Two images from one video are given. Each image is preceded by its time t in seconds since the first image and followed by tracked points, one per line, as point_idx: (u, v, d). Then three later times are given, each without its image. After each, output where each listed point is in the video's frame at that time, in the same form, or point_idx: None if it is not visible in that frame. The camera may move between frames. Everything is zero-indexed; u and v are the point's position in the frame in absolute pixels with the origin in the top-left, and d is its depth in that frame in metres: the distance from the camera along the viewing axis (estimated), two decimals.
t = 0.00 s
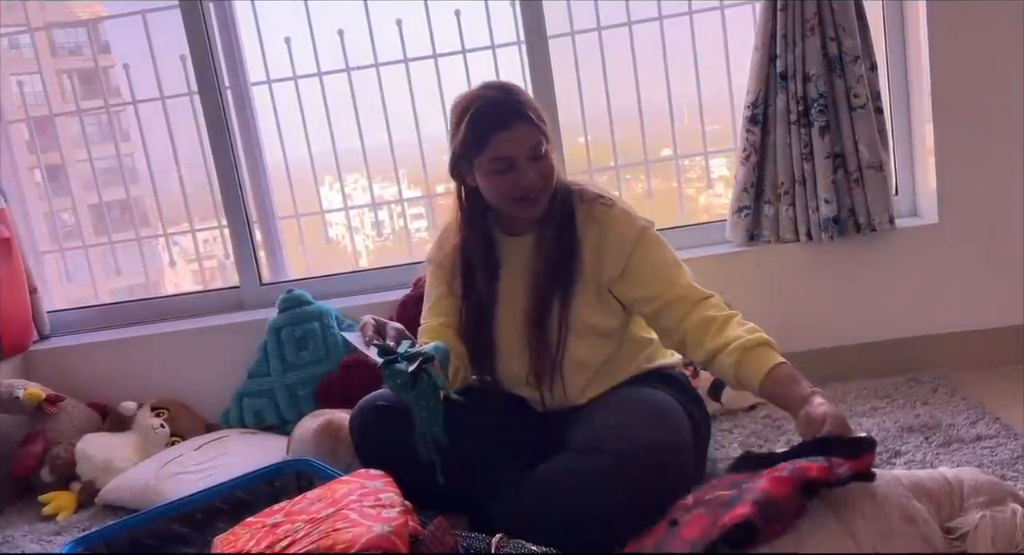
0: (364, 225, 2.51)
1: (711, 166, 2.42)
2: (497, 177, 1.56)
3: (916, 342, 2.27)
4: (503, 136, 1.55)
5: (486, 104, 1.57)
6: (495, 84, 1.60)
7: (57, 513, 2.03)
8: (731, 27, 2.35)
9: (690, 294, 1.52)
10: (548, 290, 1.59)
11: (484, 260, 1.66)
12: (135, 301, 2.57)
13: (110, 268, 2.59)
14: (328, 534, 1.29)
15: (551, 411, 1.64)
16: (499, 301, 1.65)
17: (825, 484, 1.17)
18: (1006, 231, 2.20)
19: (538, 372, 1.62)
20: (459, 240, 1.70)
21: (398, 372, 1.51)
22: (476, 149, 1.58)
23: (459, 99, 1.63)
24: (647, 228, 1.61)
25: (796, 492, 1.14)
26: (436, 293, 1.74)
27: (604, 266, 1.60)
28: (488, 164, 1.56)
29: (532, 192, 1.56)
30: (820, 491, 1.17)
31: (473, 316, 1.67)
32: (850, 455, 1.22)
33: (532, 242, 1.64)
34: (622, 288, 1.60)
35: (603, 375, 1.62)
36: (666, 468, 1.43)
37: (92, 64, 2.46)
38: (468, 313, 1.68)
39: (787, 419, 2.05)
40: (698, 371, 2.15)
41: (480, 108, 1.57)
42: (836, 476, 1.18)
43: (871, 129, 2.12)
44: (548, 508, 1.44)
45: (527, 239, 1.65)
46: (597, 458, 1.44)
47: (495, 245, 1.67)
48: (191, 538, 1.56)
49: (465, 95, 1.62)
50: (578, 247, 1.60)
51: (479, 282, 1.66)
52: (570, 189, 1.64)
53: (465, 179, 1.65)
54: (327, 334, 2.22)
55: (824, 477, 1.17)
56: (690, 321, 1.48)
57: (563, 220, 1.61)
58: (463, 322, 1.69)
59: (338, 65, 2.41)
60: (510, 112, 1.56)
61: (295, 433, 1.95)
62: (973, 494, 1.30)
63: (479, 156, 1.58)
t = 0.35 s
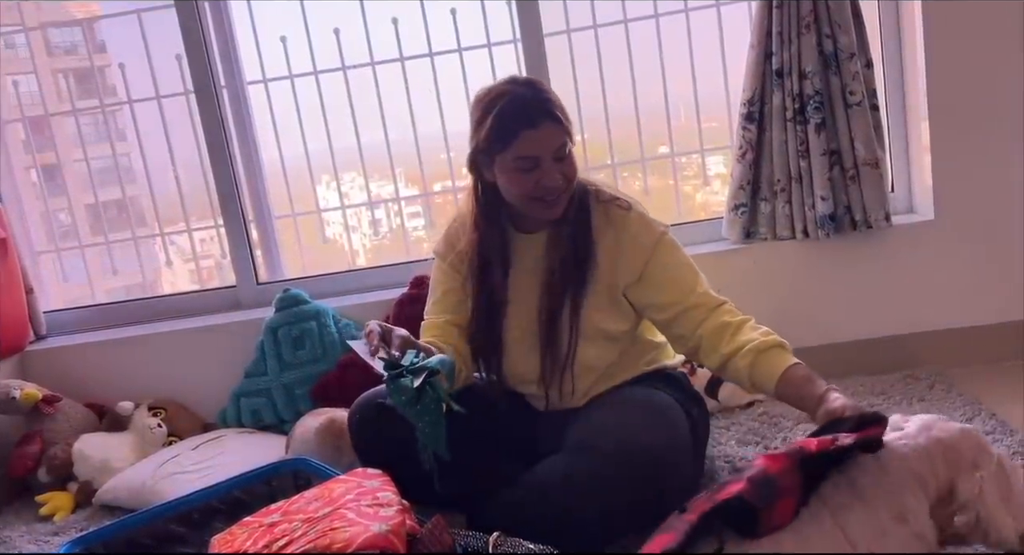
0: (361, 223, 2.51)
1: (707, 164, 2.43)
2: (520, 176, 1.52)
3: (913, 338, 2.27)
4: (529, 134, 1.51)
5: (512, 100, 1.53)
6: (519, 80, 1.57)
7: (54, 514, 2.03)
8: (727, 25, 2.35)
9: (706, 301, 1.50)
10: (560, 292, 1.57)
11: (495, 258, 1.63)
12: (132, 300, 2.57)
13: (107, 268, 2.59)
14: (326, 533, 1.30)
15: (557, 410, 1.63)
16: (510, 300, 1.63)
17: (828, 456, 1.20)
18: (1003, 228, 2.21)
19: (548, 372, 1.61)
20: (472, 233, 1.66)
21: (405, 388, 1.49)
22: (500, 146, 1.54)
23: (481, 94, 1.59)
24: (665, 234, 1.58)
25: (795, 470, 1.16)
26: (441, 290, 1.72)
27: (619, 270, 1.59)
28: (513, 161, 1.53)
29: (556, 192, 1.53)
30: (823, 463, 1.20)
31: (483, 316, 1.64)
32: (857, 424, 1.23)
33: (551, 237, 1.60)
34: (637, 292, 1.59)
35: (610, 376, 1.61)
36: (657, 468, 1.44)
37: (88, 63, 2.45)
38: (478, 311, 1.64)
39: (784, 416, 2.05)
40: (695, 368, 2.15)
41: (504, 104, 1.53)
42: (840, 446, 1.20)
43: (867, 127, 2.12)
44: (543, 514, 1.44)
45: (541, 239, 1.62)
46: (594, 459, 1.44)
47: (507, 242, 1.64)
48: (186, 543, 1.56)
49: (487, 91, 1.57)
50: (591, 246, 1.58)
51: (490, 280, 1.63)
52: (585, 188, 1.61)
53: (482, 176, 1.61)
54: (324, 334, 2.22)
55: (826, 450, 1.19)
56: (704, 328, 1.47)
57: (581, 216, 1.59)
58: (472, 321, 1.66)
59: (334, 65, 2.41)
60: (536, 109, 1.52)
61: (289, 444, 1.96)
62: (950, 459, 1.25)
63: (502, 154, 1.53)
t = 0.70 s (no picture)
0: (355, 218, 2.51)
1: (701, 158, 2.43)
2: (516, 171, 1.52)
3: (906, 331, 2.28)
4: (527, 129, 1.51)
5: (509, 95, 1.53)
6: (516, 74, 1.56)
7: (48, 510, 2.03)
8: (720, 18, 2.35)
9: (701, 292, 1.52)
10: (556, 287, 1.57)
11: (491, 252, 1.62)
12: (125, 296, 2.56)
13: (100, 264, 2.58)
14: (321, 528, 1.30)
15: (553, 403, 1.63)
16: (506, 294, 1.63)
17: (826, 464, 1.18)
18: (996, 220, 2.22)
19: (544, 366, 1.61)
20: (465, 228, 1.66)
21: (395, 390, 1.48)
22: (496, 141, 1.53)
23: (479, 88, 1.58)
24: (660, 226, 1.59)
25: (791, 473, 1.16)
26: (435, 286, 1.73)
27: (614, 263, 1.59)
28: (509, 156, 1.52)
29: (553, 188, 1.53)
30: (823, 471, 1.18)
31: (479, 310, 1.63)
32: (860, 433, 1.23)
33: (546, 233, 1.60)
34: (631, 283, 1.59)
35: (605, 369, 1.61)
36: (653, 462, 1.45)
37: (79, 58, 2.44)
38: (473, 305, 1.64)
39: (778, 409, 2.05)
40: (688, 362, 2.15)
41: (501, 99, 1.53)
42: (840, 457, 1.19)
43: (859, 120, 2.12)
44: (540, 509, 1.43)
45: (538, 233, 1.62)
46: (590, 457, 1.45)
47: (502, 235, 1.63)
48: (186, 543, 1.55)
49: (485, 85, 1.57)
50: (586, 241, 1.58)
51: (485, 274, 1.63)
52: (580, 181, 1.61)
53: (477, 170, 1.61)
54: (318, 328, 2.22)
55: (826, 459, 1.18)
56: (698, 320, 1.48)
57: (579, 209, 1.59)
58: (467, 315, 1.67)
59: (326, 59, 2.41)
60: (534, 104, 1.52)
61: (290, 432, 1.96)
62: (937, 444, 1.20)
63: (498, 149, 1.53)
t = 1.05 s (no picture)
0: (345, 208, 2.50)
1: (691, 146, 2.43)
2: (503, 167, 1.50)
3: (894, 319, 2.29)
4: (517, 125, 1.48)
5: (500, 89, 1.50)
6: (509, 68, 1.53)
7: (37, 503, 2.02)
8: (709, 5, 2.34)
9: (677, 283, 1.51)
10: (545, 283, 1.57)
11: (480, 247, 1.62)
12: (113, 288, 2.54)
13: (88, 255, 2.56)
14: (311, 517, 1.30)
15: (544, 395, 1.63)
16: (495, 290, 1.63)
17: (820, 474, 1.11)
18: (983, 209, 2.23)
19: (532, 361, 1.61)
20: (455, 220, 1.65)
21: (388, 388, 1.48)
22: (486, 136, 1.50)
23: (470, 82, 1.56)
24: (642, 215, 1.58)
25: (791, 485, 1.07)
26: (426, 277, 1.73)
27: (598, 255, 1.59)
28: (498, 152, 1.50)
29: (538, 185, 1.51)
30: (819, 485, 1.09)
31: (468, 305, 1.64)
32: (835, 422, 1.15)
33: (534, 224, 1.60)
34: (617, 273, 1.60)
35: (593, 359, 1.62)
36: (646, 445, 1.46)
37: (64, 48, 2.42)
38: (462, 301, 1.64)
39: (767, 397, 2.06)
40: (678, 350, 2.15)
41: (492, 95, 1.50)
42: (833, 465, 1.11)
43: (848, 108, 2.12)
44: (537, 492, 1.43)
45: (528, 227, 1.61)
46: (579, 445, 1.44)
47: (493, 228, 1.63)
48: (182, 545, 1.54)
49: (476, 79, 1.54)
50: (575, 236, 1.57)
51: (473, 269, 1.63)
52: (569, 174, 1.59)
53: (466, 162, 1.59)
54: (307, 319, 2.22)
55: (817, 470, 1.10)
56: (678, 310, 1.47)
57: (569, 202, 1.58)
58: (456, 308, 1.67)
59: (314, 48, 2.40)
60: (525, 100, 1.49)
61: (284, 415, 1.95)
62: (900, 417, 1.16)
63: (488, 143, 1.50)
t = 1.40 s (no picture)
0: (330, 193, 2.49)
1: (677, 131, 2.42)
2: (492, 147, 1.49)
3: (879, 302, 2.30)
4: (505, 105, 1.47)
5: (489, 68, 1.48)
6: (498, 47, 1.52)
7: (21, 491, 2.01)
8: None
9: (663, 266, 1.51)
10: (535, 268, 1.56)
11: (468, 234, 1.61)
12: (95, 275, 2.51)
13: (70, 242, 2.54)
14: (297, 503, 1.30)
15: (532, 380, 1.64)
16: (484, 275, 1.62)
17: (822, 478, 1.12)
18: (967, 191, 2.24)
19: (522, 346, 1.61)
20: (442, 204, 1.64)
21: (373, 381, 1.47)
22: (474, 115, 1.49)
23: (459, 60, 1.54)
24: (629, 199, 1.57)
25: (795, 489, 1.09)
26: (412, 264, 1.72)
27: (584, 240, 1.58)
28: (486, 131, 1.49)
29: (529, 165, 1.50)
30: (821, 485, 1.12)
31: (457, 290, 1.63)
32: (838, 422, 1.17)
33: (522, 208, 1.59)
34: (602, 257, 1.59)
35: (580, 344, 1.63)
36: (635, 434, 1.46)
37: (44, 33, 2.39)
38: (451, 286, 1.64)
39: (752, 379, 2.07)
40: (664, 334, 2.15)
41: (481, 73, 1.49)
42: (831, 468, 1.13)
43: (833, 90, 2.12)
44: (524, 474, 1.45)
45: (516, 210, 1.60)
46: (565, 432, 1.45)
47: (481, 211, 1.61)
48: (168, 532, 1.52)
49: (465, 57, 1.53)
50: (565, 220, 1.56)
51: (463, 255, 1.61)
52: (557, 156, 1.58)
53: (454, 143, 1.57)
54: (292, 305, 2.20)
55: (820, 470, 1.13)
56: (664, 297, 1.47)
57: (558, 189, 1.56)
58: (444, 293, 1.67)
59: (297, 31, 2.38)
60: (514, 79, 1.48)
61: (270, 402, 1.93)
62: (883, 394, 1.21)
63: (477, 122, 1.49)
